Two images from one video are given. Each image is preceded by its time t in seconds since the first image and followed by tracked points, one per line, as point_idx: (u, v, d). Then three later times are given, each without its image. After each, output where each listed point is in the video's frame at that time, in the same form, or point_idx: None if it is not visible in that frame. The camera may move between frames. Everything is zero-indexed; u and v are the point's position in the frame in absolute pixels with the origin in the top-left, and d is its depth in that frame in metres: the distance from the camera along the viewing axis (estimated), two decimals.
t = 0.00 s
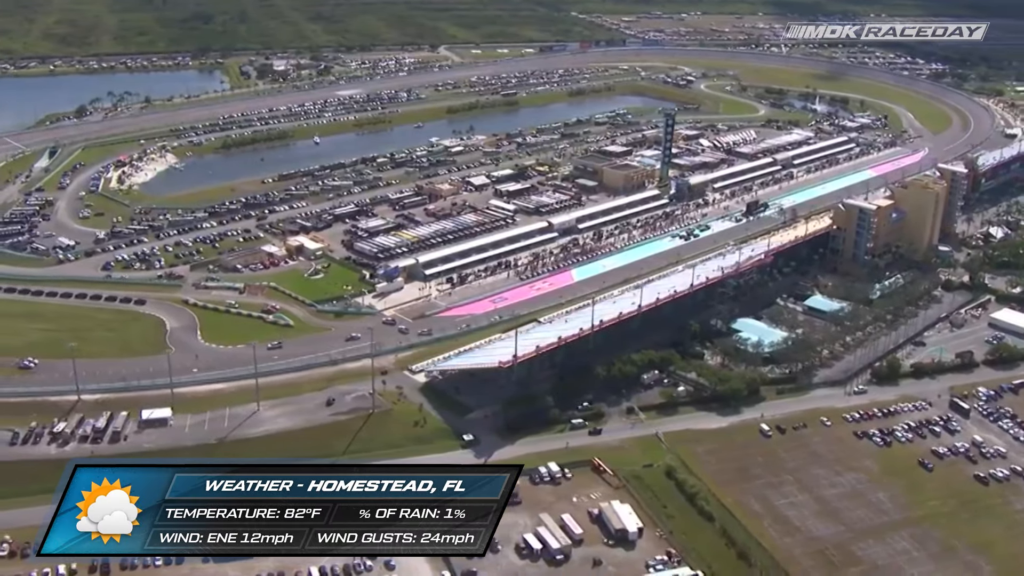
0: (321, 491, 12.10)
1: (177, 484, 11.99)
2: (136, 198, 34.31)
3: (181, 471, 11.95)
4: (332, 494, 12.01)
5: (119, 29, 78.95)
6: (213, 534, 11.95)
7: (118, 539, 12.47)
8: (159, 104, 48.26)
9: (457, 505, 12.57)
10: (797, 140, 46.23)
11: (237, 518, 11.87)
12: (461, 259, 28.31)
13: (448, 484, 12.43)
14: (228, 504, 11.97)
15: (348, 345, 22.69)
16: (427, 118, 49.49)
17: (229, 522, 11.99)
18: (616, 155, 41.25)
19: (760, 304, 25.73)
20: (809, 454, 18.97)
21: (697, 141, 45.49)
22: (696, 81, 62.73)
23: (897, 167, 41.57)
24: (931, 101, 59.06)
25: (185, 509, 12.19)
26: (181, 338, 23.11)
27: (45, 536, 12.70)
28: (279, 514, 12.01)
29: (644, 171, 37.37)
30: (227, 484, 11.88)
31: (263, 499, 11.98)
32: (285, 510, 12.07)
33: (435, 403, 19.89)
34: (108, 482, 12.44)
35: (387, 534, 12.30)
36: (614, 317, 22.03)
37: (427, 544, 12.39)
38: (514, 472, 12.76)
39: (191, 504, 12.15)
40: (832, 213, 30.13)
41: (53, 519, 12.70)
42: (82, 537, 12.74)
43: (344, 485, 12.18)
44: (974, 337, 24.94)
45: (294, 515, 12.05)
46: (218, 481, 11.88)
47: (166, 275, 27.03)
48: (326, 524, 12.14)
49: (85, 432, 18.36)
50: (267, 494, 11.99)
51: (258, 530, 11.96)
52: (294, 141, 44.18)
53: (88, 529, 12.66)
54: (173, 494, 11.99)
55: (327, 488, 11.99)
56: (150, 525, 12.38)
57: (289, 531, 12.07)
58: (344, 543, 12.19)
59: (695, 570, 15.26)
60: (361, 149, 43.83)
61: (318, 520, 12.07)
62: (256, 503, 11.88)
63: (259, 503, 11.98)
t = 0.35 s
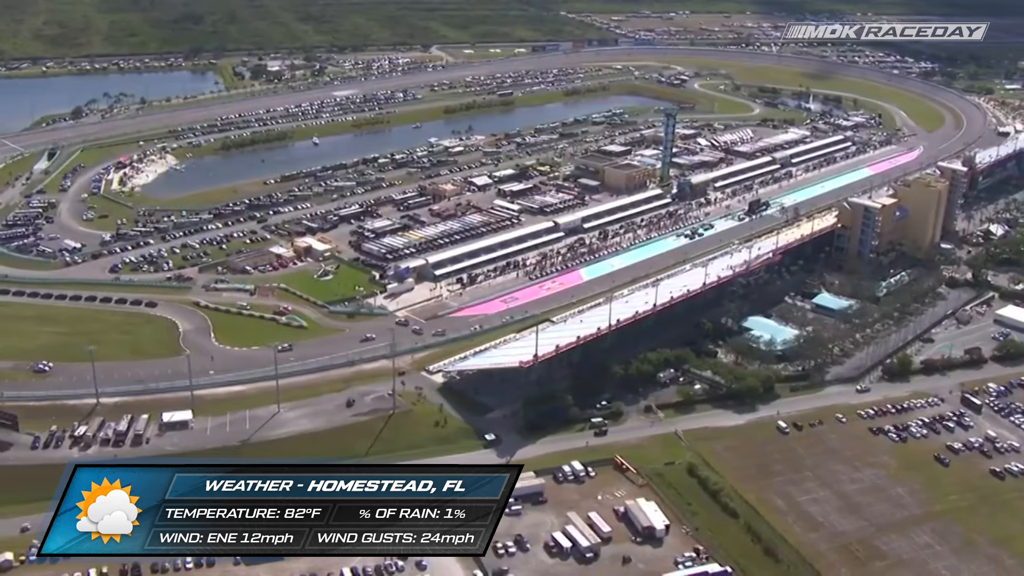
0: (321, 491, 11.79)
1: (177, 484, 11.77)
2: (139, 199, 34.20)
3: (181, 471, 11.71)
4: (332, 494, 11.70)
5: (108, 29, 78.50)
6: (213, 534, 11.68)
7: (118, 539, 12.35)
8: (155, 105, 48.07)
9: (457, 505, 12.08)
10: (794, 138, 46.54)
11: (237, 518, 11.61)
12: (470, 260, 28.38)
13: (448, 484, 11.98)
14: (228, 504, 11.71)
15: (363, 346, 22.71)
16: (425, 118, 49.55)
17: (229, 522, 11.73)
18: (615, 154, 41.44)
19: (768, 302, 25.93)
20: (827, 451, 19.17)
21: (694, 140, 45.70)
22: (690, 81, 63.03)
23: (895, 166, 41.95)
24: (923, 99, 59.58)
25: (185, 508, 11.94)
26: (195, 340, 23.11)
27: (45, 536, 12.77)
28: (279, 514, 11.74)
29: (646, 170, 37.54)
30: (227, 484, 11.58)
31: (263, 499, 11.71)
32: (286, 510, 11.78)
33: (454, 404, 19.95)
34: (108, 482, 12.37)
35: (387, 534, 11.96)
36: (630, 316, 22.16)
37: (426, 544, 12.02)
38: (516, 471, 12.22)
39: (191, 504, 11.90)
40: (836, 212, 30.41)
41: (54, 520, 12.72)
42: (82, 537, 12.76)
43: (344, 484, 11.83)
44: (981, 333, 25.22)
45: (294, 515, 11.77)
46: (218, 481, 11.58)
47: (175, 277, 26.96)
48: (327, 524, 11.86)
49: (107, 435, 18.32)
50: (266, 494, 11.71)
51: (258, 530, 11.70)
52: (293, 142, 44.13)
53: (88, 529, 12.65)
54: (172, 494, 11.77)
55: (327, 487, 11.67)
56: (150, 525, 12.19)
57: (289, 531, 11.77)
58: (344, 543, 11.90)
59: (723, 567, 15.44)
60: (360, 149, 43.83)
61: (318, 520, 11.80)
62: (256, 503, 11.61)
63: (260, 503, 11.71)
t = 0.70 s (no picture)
0: (321, 491, 11.59)
1: (177, 484, 11.54)
2: (142, 201, 34.10)
3: (181, 471, 11.50)
4: (332, 494, 11.48)
5: (99, 30, 78.13)
6: (213, 534, 11.44)
7: (118, 539, 12.18)
8: (152, 106, 47.90)
9: (457, 505, 11.85)
10: (791, 137, 46.83)
11: (237, 518, 11.37)
12: (477, 260, 28.44)
13: (449, 484, 11.69)
14: (227, 504, 11.48)
15: (376, 347, 22.73)
16: (423, 118, 49.62)
17: (229, 522, 11.51)
18: (615, 154, 41.61)
19: (775, 301, 26.13)
20: (842, 448, 19.37)
21: (693, 139, 45.92)
22: (684, 80, 63.31)
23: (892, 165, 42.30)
24: (915, 98, 60.03)
25: (185, 509, 11.72)
26: (208, 342, 23.09)
27: (45, 536, 12.73)
28: (279, 514, 11.55)
29: (647, 170, 37.70)
30: (227, 484, 11.36)
31: (263, 500, 11.49)
32: (286, 510, 11.59)
33: (472, 403, 20.01)
34: (108, 483, 12.24)
35: (387, 534, 11.71)
36: (644, 315, 22.29)
37: (427, 543, 11.81)
38: (516, 470, 11.97)
39: (190, 504, 11.68)
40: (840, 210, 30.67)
41: (54, 519, 12.59)
42: (81, 537, 12.65)
43: (344, 485, 11.64)
44: (985, 330, 25.48)
45: (295, 515, 11.58)
46: (218, 481, 11.36)
47: (184, 278, 26.90)
48: (326, 524, 11.64)
49: (126, 439, 18.27)
50: (266, 495, 11.49)
51: (258, 530, 11.50)
52: (292, 143, 44.11)
53: (88, 529, 12.54)
54: (172, 494, 11.54)
55: (327, 487, 11.46)
56: (150, 526, 11.99)
57: (289, 532, 11.60)
58: (344, 543, 11.65)
59: (748, 563, 15.60)
60: (359, 150, 43.84)
61: (318, 520, 11.60)
62: (256, 503, 11.38)
63: (260, 503, 11.48)
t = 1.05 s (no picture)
0: (321, 492, 13.17)
1: (177, 484, 12.94)
2: (145, 203, 34.02)
3: (182, 472, 12.90)
4: (331, 494, 13.07)
5: (88, 31, 77.55)
6: (213, 534, 12.88)
7: (118, 538, 13.39)
8: (149, 108, 47.68)
9: (457, 505, 13.47)
10: (788, 136, 47.12)
11: (237, 518, 12.84)
12: (486, 260, 28.52)
13: (447, 485, 13.44)
14: (227, 504, 12.93)
15: (391, 347, 22.79)
16: (421, 119, 49.62)
17: (229, 522, 12.96)
18: (615, 153, 41.79)
19: (784, 299, 26.36)
20: (859, 443, 19.58)
21: (690, 138, 46.13)
22: (677, 79, 63.55)
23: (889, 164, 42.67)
24: (907, 96, 60.51)
25: (185, 509, 13.12)
26: (221, 344, 23.03)
27: (46, 536, 13.64)
28: (279, 514, 13.08)
29: (649, 169, 37.88)
30: (227, 485, 12.89)
31: (263, 500, 13.01)
32: (285, 510, 13.13)
33: (491, 403, 20.11)
34: (108, 483, 13.36)
35: (386, 534, 13.33)
36: (659, 314, 22.45)
37: (422, 542, 13.50)
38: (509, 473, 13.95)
39: (190, 505, 13.10)
40: (843, 209, 30.93)
41: (54, 520, 13.60)
42: (81, 538, 13.64)
43: (343, 487, 13.26)
44: (991, 327, 25.78)
45: (294, 515, 13.13)
46: (218, 481, 12.91)
47: (193, 280, 26.89)
48: (326, 525, 13.21)
49: (148, 441, 18.22)
50: (266, 495, 13.02)
51: (258, 529, 13.03)
52: (292, 144, 44.05)
53: (88, 529, 13.56)
54: (173, 494, 12.94)
55: (327, 488, 13.08)
56: (150, 525, 13.29)
57: (290, 532, 13.19)
58: (343, 543, 13.24)
59: (774, 559, 15.79)
60: (359, 150, 43.80)
61: (318, 521, 13.16)
62: (256, 503, 12.88)
63: (259, 503, 12.99)
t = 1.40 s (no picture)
0: (320, 491, 12.65)
1: (177, 484, 12.57)
2: (148, 205, 33.92)
3: (182, 472, 12.53)
4: (332, 494, 12.57)
5: (79, 32, 77.18)
6: (213, 534, 12.48)
7: (118, 539, 12.94)
8: (146, 109, 47.51)
9: (457, 506, 13.11)
10: (785, 135, 47.40)
11: (237, 518, 12.41)
12: (494, 260, 28.62)
13: (448, 485, 12.89)
14: (227, 505, 12.52)
15: (404, 348, 22.83)
16: (419, 119, 49.67)
17: (229, 522, 12.54)
18: (614, 153, 41.94)
19: (791, 297, 26.55)
20: (873, 440, 19.78)
21: (688, 137, 46.34)
22: (671, 79, 63.82)
23: (886, 163, 43.03)
24: (900, 95, 60.97)
25: (185, 509, 12.75)
26: (234, 345, 22.99)
27: (45, 537, 13.16)
28: (279, 514, 12.60)
29: (650, 168, 38.05)
30: (227, 485, 12.46)
31: (263, 500, 12.56)
32: (285, 510, 12.65)
33: (508, 403, 20.19)
34: (108, 483, 13.01)
35: (386, 534, 12.85)
36: (673, 312, 22.58)
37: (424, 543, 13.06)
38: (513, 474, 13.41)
39: (190, 505, 12.72)
40: (846, 207, 31.21)
41: (53, 520, 13.17)
42: (81, 538, 13.16)
43: (343, 486, 12.74)
44: (995, 323, 26.04)
45: (294, 515, 12.64)
46: (218, 481, 12.48)
47: (201, 282, 26.83)
48: (326, 525, 12.73)
49: (168, 444, 18.22)
50: (266, 495, 12.58)
51: (259, 530, 12.52)
52: (291, 144, 44.02)
53: (88, 529, 13.09)
54: (173, 494, 12.55)
55: (327, 488, 12.56)
56: (150, 526, 12.91)
57: (290, 532, 12.65)
58: (344, 543, 12.79)
59: (798, 555, 15.94)
60: (358, 150, 43.82)
61: (317, 520, 12.67)
62: (256, 503, 12.45)
63: (259, 504, 12.55)
